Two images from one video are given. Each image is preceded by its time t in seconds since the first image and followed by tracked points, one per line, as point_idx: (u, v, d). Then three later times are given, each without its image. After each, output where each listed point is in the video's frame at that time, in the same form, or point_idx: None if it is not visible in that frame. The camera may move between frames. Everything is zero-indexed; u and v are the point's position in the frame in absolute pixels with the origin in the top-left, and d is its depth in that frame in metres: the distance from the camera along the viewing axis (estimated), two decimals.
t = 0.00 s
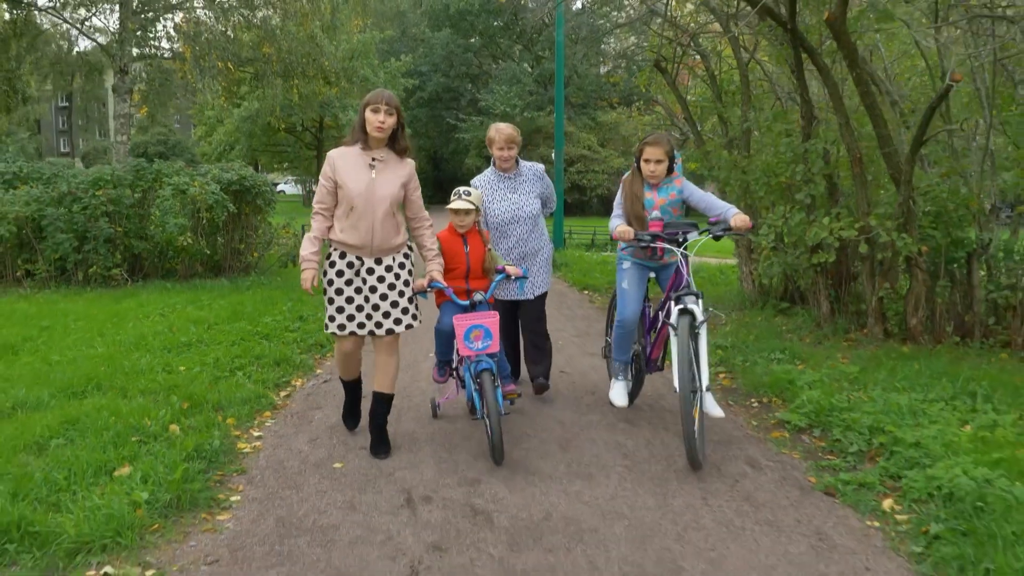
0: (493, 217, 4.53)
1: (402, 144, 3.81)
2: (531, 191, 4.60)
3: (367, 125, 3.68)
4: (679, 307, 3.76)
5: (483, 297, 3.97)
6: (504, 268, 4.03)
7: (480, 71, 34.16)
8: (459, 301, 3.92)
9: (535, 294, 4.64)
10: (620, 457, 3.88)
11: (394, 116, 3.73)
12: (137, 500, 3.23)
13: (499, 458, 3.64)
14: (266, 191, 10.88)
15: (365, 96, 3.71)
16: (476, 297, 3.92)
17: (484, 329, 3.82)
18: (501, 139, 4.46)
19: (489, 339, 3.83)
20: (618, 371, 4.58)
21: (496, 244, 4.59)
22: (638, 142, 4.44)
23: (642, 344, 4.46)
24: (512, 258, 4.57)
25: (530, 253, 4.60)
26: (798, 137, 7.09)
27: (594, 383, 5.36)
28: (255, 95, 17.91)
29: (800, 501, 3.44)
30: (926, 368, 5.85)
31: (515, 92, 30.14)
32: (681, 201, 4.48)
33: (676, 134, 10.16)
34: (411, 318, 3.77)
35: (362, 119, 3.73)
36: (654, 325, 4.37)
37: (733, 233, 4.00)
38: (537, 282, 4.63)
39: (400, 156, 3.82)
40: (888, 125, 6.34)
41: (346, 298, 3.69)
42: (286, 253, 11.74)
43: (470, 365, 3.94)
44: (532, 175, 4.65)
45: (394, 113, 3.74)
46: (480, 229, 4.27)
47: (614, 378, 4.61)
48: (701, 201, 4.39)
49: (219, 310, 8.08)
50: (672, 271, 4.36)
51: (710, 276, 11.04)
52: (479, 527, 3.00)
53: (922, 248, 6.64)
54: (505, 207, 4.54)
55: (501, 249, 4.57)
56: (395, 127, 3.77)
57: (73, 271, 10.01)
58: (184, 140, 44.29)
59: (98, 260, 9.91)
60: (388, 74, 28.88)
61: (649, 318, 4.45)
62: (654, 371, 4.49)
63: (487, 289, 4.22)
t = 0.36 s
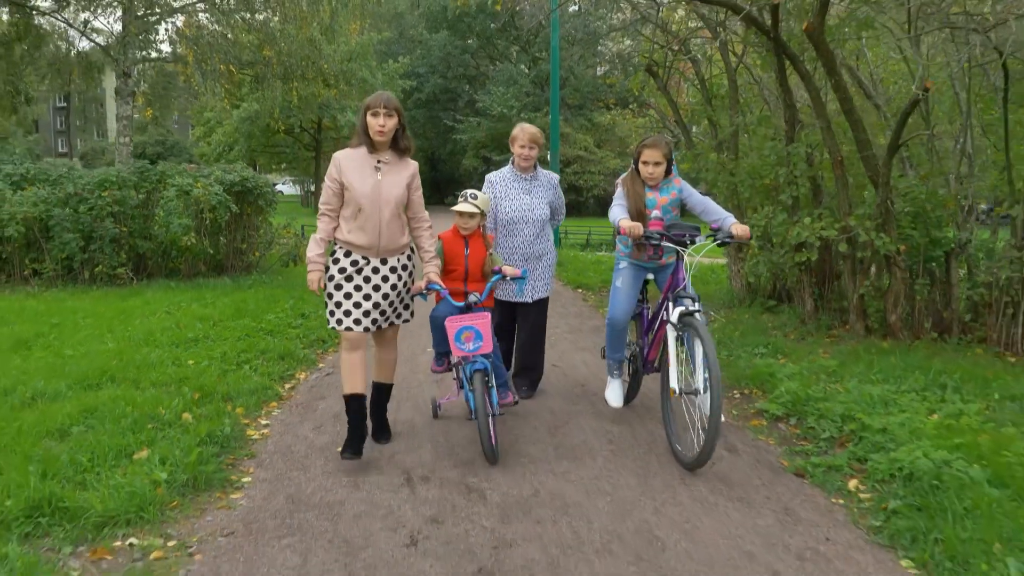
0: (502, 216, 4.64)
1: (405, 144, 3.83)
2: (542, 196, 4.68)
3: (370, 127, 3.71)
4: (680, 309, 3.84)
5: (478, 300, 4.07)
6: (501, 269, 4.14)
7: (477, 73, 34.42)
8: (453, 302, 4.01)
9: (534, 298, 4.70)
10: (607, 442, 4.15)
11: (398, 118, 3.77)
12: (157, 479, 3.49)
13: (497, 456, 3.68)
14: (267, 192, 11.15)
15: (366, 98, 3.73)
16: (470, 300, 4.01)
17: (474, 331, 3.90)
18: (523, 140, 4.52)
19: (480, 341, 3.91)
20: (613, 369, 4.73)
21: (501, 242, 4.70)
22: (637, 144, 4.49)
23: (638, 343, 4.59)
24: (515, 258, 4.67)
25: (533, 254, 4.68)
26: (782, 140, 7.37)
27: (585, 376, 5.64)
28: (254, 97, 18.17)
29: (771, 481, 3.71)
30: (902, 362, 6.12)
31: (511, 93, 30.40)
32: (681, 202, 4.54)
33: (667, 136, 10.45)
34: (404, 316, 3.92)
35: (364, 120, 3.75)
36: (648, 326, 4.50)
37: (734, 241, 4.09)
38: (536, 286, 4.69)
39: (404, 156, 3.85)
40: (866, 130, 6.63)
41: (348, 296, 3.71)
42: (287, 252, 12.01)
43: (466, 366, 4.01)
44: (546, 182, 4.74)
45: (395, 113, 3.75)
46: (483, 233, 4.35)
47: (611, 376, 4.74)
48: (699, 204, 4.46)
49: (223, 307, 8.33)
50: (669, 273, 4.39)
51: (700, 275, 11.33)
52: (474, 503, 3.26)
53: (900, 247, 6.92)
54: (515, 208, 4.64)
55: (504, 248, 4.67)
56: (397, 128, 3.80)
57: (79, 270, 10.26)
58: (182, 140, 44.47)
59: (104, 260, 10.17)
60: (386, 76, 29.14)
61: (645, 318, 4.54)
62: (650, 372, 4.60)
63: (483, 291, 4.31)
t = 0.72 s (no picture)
0: (507, 214, 4.76)
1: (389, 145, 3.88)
2: (546, 197, 4.79)
3: (355, 131, 3.73)
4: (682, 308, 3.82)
5: (476, 298, 4.06)
6: (499, 269, 4.09)
7: (475, 74, 34.67)
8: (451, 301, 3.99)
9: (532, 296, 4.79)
10: (594, 427, 4.43)
11: (380, 118, 3.80)
12: (175, 458, 3.76)
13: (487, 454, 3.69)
14: (270, 192, 11.44)
15: (346, 101, 3.75)
16: (469, 299, 3.99)
17: (471, 329, 3.89)
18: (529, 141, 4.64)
19: (477, 339, 3.89)
20: (614, 368, 4.71)
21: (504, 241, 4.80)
22: (642, 144, 4.47)
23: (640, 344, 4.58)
24: (516, 256, 4.77)
25: (533, 254, 4.79)
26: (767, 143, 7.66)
27: (576, 367, 5.91)
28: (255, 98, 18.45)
29: (745, 462, 3.99)
30: (879, 355, 6.41)
31: (509, 94, 30.66)
32: (684, 203, 4.58)
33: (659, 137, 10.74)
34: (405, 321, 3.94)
35: (346, 124, 3.77)
36: (649, 328, 4.47)
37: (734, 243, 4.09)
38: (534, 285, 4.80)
39: (388, 157, 3.90)
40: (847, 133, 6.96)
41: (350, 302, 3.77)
42: (288, 251, 12.29)
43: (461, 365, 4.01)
44: (551, 185, 4.85)
45: (377, 113, 3.79)
46: (482, 231, 4.32)
47: (612, 374, 4.72)
48: (703, 209, 4.49)
49: (228, 304, 8.61)
50: (670, 276, 4.42)
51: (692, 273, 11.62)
52: (469, 479, 3.54)
53: (879, 245, 7.22)
54: (518, 207, 4.74)
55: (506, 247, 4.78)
56: (379, 128, 3.83)
57: (86, 268, 10.52)
58: (180, 140, 44.63)
59: (110, 258, 10.44)
60: (384, 77, 29.42)
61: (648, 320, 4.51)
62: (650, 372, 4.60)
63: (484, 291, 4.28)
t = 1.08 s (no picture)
0: (506, 217, 4.76)
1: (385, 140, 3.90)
2: (545, 199, 4.79)
3: (346, 127, 3.79)
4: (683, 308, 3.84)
5: (473, 295, 4.11)
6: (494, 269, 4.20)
7: (473, 73, 34.81)
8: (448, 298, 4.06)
9: (537, 297, 4.82)
10: (583, 414, 4.67)
11: (372, 114, 3.82)
12: (188, 441, 4.00)
13: (479, 449, 3.71)
14: (271, 191, 11.69)
15: (340, 99, 3.82)
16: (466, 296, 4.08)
17: (471, 327, 3.97)
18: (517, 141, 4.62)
19: (476, 337, 3.98)
20: (612, 380, 4.52)
21: (505, 245, 4.82)
22: (643, 143, 4.47)
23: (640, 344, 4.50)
24: (517, 261, 4.78)
25: (535, 257, 4.80)
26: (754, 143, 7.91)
27: (568, 359, 6.16)
28: (254, 98, 18.66)
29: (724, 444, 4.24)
30: (859, 348, 6.66)
31: (506, 94, 30.93)
32: (687, 201, 4.60)
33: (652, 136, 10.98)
34: (398, 317, 3.87)
35: (341, 121, 3.85)
36: (652, 327, 4.40)
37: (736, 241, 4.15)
38: (539, 286, 4.81)
39: (385, 152, 3.92)
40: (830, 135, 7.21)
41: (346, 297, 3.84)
42: (289, 249, 12.53)
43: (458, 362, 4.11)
44: (548, 183, 4.83)
45: (371, 110, 3.82)
46: (479, 231, 4.52)
47: (610, 389, 4.51)
48: (703, 207, 4.52)
49: (231, 299, 8.84)
50: (671, 274, 4.38)
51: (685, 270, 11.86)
52: (464, 459, 3.79)
53: (862, 241, 7.49)
54: (517, 211, 4.74)
55: (508, 251, 4.80)
56: (374, 124, 3.86)
57: (91, 265, 10.74)
58: (179, 139, 44.84)
59: (115, 255, 10.66)
60: (382, 77, 29.64)
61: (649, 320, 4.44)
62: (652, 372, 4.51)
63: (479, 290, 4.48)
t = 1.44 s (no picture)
0: (503, 217, 4.90)
1: (389, 150, 3.88)
2: (542, 196, 4.90)
3: (350, 135, 3.78)
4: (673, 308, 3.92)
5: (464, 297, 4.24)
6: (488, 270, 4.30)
7: (471, 74, 34.88)
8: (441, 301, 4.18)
9: (539, 294, 4.96)
10: (572, 402, 4.95)
11: (376, 122, 3.80)
12: (199, 426, 4.27)
13: (474, 449, 3.76)
14: (272, 191, 11.98)
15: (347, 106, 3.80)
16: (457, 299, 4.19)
17: (461, 327, 4.09)
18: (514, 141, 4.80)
19: (467, 337, 4.10)
20: (599, 384, 4.52)
21: (506, 243, 4.96)
22: (628, 144, 4.56)
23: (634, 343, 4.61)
24: (517, 259, 4.92)
25: (535, 254, 4.92)
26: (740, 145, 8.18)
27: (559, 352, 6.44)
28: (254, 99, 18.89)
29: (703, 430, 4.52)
30: (840, 342, 6.93)
31: (504, 95, 31.16)
32: (673, 202, 4.67)
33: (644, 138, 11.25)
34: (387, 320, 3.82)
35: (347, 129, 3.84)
36: (645, 326, 4.49)
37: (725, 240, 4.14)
38: (539, 285, 4.94)
39: (389, 161, 3.90)
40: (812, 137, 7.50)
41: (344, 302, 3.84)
42: (290, 247, 12.79)
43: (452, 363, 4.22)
44: (547, 181, 4.93)
45: (376, 118, 3.80)
46: (472, 232, 4.53)
47: (595, 394, 4.52)
48: (690, 205, 4.59)
49: (234, 296, 9.09)
50: (662, 272, 4.44)
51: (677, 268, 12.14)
52: (458, 442, 4.07)
53: (845, 240, 7.79)
54: (515, 209, 4.88)
55: (508, 250, 4.94)
56: (379, 133, 3.85)
57: (96, 264, 10.98)
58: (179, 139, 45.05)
59: (120, 254, 10.91)
60: (381, 78, 29.90)
61: (641, 319, 4.58)
62: (646, 370, 4.63)
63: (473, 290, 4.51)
